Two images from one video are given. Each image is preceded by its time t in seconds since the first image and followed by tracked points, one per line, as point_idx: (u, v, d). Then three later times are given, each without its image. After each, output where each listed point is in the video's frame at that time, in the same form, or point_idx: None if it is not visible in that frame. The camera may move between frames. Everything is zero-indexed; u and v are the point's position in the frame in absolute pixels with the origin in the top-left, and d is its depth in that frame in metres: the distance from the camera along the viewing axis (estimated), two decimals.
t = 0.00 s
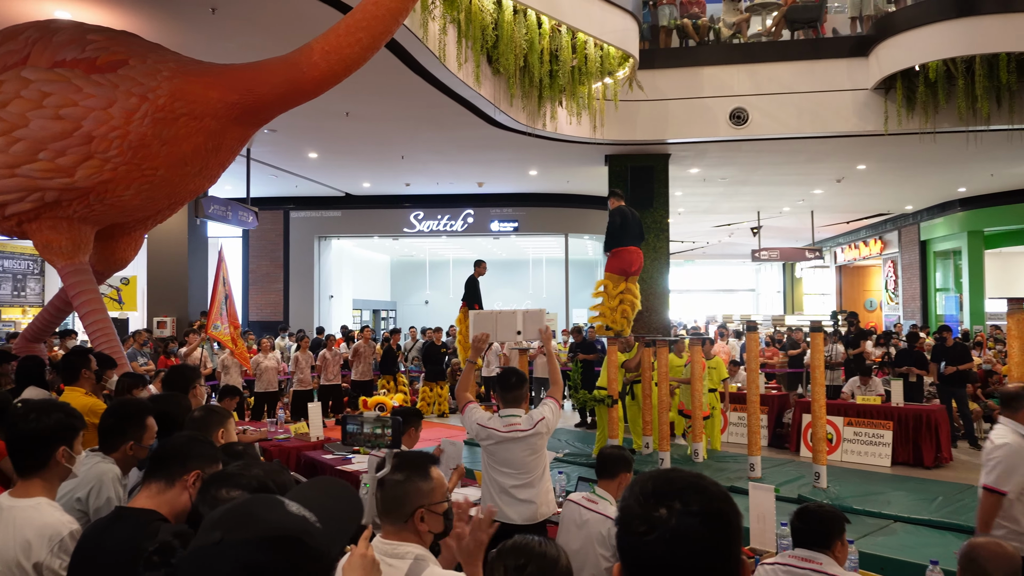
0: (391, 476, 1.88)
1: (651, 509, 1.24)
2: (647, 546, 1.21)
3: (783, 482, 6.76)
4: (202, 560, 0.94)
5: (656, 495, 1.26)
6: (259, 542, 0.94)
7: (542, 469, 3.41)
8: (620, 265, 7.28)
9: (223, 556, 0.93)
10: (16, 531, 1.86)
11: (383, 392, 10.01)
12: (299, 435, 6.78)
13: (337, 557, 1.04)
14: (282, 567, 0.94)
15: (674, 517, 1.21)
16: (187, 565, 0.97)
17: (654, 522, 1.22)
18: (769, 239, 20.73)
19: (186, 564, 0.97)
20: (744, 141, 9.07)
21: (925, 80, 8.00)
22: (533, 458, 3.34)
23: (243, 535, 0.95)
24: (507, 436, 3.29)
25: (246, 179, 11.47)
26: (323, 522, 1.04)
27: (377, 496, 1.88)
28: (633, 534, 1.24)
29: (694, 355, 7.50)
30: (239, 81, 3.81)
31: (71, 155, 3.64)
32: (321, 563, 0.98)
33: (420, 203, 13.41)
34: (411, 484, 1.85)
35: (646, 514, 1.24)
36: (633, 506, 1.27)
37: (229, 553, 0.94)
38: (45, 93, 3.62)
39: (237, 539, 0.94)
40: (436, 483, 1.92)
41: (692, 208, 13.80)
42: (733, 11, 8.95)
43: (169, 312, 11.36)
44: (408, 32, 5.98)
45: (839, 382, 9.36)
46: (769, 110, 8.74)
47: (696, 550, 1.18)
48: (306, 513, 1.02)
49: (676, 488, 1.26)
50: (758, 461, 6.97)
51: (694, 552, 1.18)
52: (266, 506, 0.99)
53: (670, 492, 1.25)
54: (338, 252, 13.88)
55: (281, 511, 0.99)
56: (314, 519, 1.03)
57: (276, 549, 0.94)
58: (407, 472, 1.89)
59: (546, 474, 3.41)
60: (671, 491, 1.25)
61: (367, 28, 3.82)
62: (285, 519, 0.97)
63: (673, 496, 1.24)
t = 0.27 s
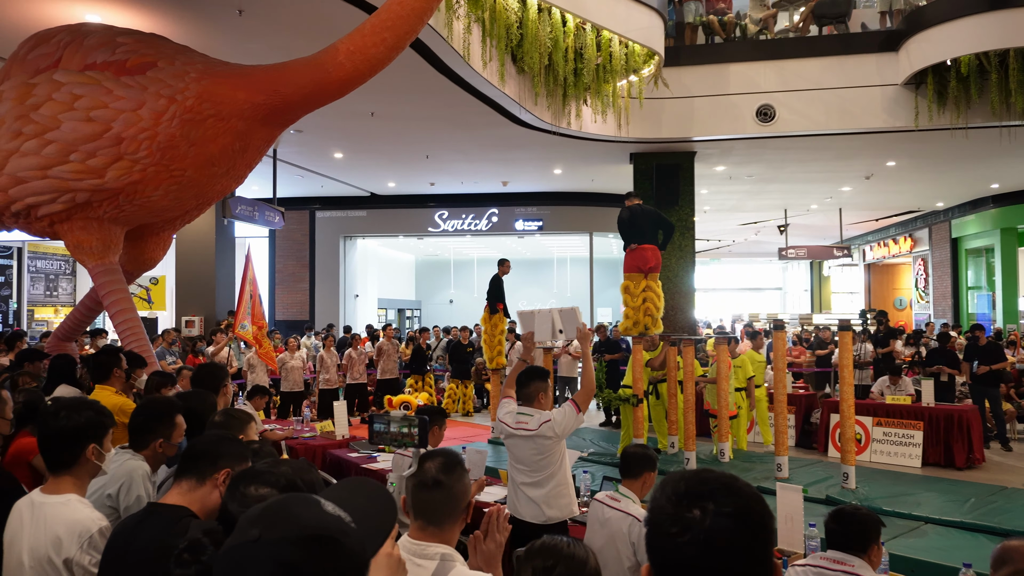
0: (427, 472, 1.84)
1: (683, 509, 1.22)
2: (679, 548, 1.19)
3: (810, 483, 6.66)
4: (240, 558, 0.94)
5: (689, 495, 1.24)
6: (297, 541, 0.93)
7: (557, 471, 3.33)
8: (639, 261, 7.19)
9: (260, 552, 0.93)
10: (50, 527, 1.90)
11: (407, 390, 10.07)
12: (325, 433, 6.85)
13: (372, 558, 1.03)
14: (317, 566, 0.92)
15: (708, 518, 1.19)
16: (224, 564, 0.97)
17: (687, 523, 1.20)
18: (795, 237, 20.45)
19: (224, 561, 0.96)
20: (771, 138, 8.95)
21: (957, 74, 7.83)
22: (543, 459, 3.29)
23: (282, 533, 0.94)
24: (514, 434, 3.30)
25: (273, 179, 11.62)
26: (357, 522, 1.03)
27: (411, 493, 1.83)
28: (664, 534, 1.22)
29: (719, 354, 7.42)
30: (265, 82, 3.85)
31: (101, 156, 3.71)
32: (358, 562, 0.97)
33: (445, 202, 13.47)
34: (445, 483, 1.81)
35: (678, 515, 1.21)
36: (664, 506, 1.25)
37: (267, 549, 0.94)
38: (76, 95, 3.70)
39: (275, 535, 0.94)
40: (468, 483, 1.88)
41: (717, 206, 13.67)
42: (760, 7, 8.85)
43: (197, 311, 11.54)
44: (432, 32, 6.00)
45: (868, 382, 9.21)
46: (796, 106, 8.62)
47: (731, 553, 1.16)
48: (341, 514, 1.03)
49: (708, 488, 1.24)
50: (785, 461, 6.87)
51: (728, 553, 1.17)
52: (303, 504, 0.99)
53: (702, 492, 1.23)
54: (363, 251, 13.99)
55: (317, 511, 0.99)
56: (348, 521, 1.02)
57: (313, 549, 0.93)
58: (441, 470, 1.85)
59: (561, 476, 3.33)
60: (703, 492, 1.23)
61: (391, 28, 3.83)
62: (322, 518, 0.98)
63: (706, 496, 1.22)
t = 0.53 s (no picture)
0: (450, 470, 1.83)
1: (704, 508, 1.21)
2: (702, 548, 1.18)
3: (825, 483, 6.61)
4: (261, 559, 0.95)
5: (711, 494, 1.22)
6: (316, 541, 0.94)
7: (557, 472, 3.28)
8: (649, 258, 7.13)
9: (281, 553, 0.93)
10: (67, 524, 1.93)
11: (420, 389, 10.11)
12: (338, 431, 6.88)
13: (392, 556, 1.03)
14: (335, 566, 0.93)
15: (730, 518, 1.18)
16: (245, 564, 0.97)
17: (709, 523, 1.18)
18: (810, 235, 20.29)
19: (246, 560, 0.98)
20: (785, 136, 8.88)
21: (975, 71, 7.73)
22: (541, 456, 3.29)
23: (301, 534, 0.94)
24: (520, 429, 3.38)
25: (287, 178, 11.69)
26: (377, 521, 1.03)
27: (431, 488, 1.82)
28: (686, 533, 1.21)
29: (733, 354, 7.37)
30: (280, 81, 3.87)
31: (117, 156, 3.75)
32: (379, 561, 0.97)
33: (458, 201, 13.50)
34: (466, 484, 1.80)
35: (700, 513, 1.20)
36: (686, 505, 1.23)
37: (288, 549, 0.94)
38: (93, 95, 3.74)
39: (296, 535, 0.95)
40: (491, 485, 1.87)
41: (731, 204, 13.59)
42: (775, 3, 8.75)
43: (212, 309, 11.64)
44: (446, 31, 6.01)
45: (884, 381, 9.12)
46: (811, 104, 8.54)
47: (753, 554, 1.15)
48: (360, 512, 1.03)
49: (730, 487, 1.22)
50: (799, 461, 6.81)
51: (751, 554, 1.16)
52: (322, 504, 0.99)
53: (724, 492, 1.21)
54: (377, 250, 14.04)
55: (336, 510, 1.00)
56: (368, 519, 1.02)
57: (331, 549, 0.94)
58: (463, 469, 1.84)
59: (562, 477, 3.28)
60: (725, 490, 1.21)
61: (406, 27, 3.84)
62: (342, 517, 0.98)
63: (728, 495, 1.21)
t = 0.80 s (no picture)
0: (459, 471, 1.84)
1: (717, 507, 1.21)
2: (713, 548, 1.18)
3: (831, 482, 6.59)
4: (271, 558, 0.95)
5: (722, 493, 1.22)
6: (328, 540, 0.94)
7: (553, 471, 3.28)
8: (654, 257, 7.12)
9: (291, 551, 0.94)
10: (76, 521, 1.94)
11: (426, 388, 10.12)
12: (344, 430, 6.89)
13: (400, 555, 1.04)
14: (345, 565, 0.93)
15: (743, 517, 1.18)
16: (254, 563, 0.98)
17: (721, 523, 1.19)
18: (816, 234, 20.23)
19: (252, 560, 0.98)
20: (792, 135, 8.85)
21: (982, 69, 7.69)
22: (538, 454, 3.32)
23: (310, 534, 0.95)
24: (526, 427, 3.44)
25: (293, 177, 11.71)
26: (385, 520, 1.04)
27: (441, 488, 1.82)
28: (698, 533, 1.21)
29: (739, 352, 7.35)
30: (286, 80, 3.87)
31: (124, 156, 3.76)
32: (387, 561, 0.98)
33: (463, 200, 13.50)
34: (475, 483, 1.80)
35: (712, 513, 1.20)
36: (697, 504, 1.24)
37: (298, 548, 0.94)
38: (100, 95, 3.76)
39: (305, 535, 0.95)
40: (501, 484, 1.88)
41: (736, 203, 13.55)
42: (782, 1, 8.70)
43: (218, 308, 11.68)
44: (452, 29, 6.00)
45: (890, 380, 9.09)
46: (818, 102, 8.51)
47: (767, 551, 1.15)
48: (369, 511, 1.03)
49: (742, 486, 1.22)
50: (806, 460, 6.78)
51: (764, 553, 1.16)
52: (331, 504, 1.00)
53: (735, 491, 1.22)
54: (382, 249, 14.06)
55: (344, 509, 1.00)
56: (376, 518, 1.03)
57: (342, 548, 0.94)
58: (473, 469, 1.85)
59: (558, 477, 3.27)
60: (738, 490, 1.22)
61: (412, 25, 3.84)
62: (350, 517, 0.98)
63: (739, 495, 1.21)
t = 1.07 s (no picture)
0: (463, 469, 1.83)
1: (726, 501, 1.22)
2: (721, 539, 1.19)
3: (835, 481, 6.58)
4: (279, 557, 0.96)
5: (731, 488, 1.24)
6: (336, 540, 0.95)
7: (557, 471, 3.28)
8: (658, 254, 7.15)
9: (299, 551, 0.95)
10: (85, 518, 1.95)
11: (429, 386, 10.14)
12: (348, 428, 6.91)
13: (406, 555, 1.05)
14: (352, 564, 0.94)
15: (751, 509, 1.19)
16: (261, 563, 0.98)
17: (730, 514, 1.20)
18: (821, 232, 20.17)
19: (260, 558, 0.99)
20: (796, 132, 8.82)
21: (989, 67, 7.66)
22: (542, 454, 3.31)
23: (318, 533, 0.96)
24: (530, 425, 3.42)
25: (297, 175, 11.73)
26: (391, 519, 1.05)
27: (446, 488, 1.81)
28: (706, 525, 1.22)
29: (743, 351, 7.34)
30: (291, 79, 3.87)
31: (129, 155, 3.77)
32: (394, 560, 0.99)
33: (468, 198, 13.50)
34: (480, 483, 1.80)
35: (721, 505, 1.22)
36: (707, 498, 1.25)
37: (305, 548, 0.95)
38: (105, 94, 3.77)
39: (313, 534, 0.96)
40: (504, 481, 1.87)
41: (741, 201, 13.52)
42: None
43: (223, 306, 11.71)
44: (456, 28, 6.00)
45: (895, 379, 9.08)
46: (824, 100, 8.48)
47: (774, 544, 1.16)
48: (375, 511, 1.04)
49: (751, 482, 1.24)
50: (810, 458, 6.77)
51: (772, 546, 1.16)
52: (337, 504, 1.01)
53: (744, 486, 1.23)
54: (387, 247, 14.07)
55: (351, 509, 1.01)
56: (382, 518, 1.03)
57: (350, 548, 0.95)
58: (477, 468, 1.83)
59: (563, 476, 3.27)
60: (747, 485, 1.23)
61: (417, 24, 3.84)
62: (357, 517, 0.99)
63: (748, 490, 1.22)
